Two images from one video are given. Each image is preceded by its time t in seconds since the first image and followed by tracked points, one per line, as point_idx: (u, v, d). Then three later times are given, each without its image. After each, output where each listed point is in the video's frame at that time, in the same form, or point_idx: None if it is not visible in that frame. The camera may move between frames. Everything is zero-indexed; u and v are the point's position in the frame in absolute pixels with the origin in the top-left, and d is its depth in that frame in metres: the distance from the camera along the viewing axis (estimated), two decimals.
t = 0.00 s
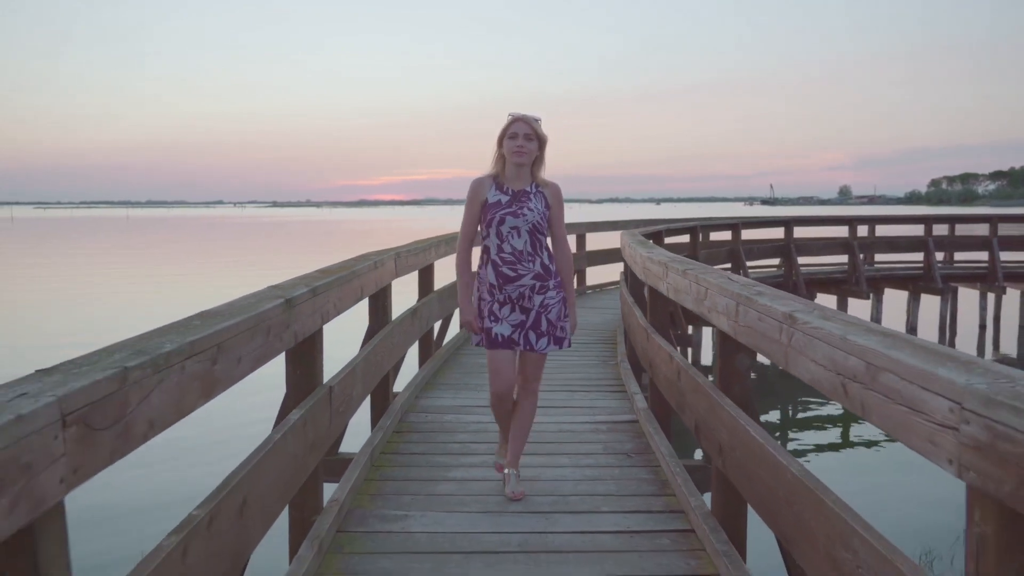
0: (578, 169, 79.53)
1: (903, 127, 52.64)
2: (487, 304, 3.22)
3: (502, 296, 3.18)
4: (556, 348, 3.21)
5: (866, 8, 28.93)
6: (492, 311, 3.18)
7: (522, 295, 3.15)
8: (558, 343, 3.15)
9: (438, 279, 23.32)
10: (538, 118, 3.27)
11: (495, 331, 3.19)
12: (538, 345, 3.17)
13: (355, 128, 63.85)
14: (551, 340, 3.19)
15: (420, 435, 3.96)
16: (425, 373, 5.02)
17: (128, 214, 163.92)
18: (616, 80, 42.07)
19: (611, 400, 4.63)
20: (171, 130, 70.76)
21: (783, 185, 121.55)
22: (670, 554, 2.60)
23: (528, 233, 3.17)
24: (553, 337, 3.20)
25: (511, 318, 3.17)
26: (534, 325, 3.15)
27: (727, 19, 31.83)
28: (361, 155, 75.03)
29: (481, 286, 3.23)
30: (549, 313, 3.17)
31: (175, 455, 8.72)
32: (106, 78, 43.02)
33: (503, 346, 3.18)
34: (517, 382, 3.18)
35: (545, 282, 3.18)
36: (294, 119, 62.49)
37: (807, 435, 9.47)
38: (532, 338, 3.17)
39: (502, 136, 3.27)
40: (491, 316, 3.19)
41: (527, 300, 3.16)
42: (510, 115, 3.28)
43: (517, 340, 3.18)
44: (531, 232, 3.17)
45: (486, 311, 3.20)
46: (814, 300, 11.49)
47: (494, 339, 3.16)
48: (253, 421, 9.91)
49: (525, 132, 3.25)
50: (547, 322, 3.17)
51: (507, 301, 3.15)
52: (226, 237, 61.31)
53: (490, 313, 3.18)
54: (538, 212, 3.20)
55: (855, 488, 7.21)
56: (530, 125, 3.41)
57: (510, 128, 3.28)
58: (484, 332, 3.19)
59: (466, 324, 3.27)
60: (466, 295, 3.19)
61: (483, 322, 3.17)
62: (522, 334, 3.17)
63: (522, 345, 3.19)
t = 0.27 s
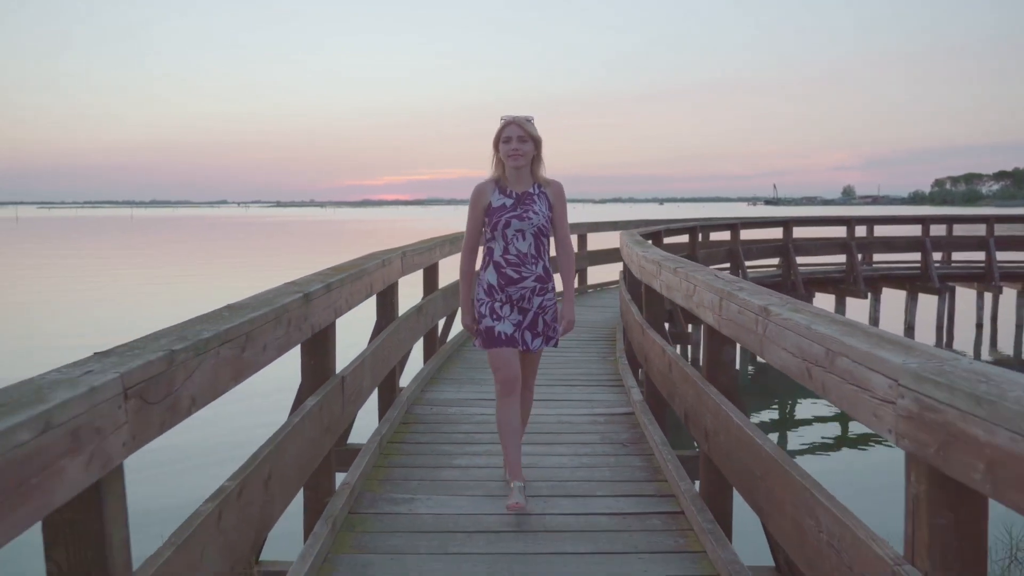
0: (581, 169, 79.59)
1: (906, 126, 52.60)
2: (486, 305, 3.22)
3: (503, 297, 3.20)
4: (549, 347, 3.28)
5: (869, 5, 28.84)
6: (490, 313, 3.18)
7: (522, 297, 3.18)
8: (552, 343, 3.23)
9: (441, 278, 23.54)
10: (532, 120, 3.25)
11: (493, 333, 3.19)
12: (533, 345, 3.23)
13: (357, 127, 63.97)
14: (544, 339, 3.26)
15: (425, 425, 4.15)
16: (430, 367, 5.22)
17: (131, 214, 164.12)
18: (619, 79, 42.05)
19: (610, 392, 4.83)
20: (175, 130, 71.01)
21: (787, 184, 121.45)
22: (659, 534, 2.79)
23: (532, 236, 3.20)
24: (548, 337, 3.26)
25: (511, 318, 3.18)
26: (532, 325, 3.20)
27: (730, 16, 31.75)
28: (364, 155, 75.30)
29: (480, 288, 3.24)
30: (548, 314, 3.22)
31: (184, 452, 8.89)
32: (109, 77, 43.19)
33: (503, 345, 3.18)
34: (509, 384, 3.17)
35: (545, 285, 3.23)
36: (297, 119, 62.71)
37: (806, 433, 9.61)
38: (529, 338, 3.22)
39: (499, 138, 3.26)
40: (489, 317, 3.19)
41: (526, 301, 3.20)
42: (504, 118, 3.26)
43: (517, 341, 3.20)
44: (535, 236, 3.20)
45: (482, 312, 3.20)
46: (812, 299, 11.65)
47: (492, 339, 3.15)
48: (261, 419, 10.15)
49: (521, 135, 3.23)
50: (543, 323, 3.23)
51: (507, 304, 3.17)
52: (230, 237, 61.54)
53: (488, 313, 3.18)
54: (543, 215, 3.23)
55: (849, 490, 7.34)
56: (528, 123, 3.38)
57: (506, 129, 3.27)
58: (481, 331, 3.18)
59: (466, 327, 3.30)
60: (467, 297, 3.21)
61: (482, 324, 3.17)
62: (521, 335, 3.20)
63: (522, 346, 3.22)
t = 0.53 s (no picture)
0: (583, 169, 79.66)
1: (907, 125, 52.60)
2: (490, 308, 3.25)
3: (507, 300, 3.22)
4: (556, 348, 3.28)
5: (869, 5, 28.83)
6: (494, 317, 3.21)
7: (526, 299, 3.19)
8: (557, 344, 3.24)
9: (444, 278, 23.70)
10: (526, 123, 3.27)
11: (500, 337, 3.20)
12: (538, 347, 3.25)
13: (359, 127, 64.07)
14: (549, 340, 3.27)
15: (432, 418, 4.34)
16: (435, 363, 5.40)
17: (133, 213, 164.29)
18: (620, 78, 41.99)
19: (609, 388, 5.02)
20: (178, 130, 71.19)
21: (790, 184, 121.32)
22: (652, 519, 2.96)
23: (536, 237, 3.23)
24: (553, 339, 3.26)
25: (515, 322, 3.21)
26: (536, 326, 3.22)
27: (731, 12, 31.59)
28: (367, 155, 75.46)
29: (485, 291, 3.28)
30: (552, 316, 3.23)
31: (194, 450, 9.05)
32: (111, 78, 43.30)
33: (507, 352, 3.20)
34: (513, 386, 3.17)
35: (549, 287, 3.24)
36: (300, 120, 62.85)
37: (806, 432, 9.74)
38: (534, 339, 3.24)
39: (496, 142, 3.29)
40: (493, 321, 3.22)
41: (530, 303, 3.21)
42: (499, 123, 3.29)
43: (522, 343, 3.22)
44: (539, 236, 3.22)
45: (485, 317, 3.25)
46: (810, 299, 11.79)
47: (496, 344, 3.17)
48: (269, 417, 10.33)
49: (516, 139, 3.25)
50: (548, 324, 3.24)
51: (510, 307, 3.19)
52: (233, 237, 61.73)
53: (493, 318, 3.22)
54: (546, 215, 3.25)
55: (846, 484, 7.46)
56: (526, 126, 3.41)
57: (502, 134, 3.30)
58: (485, 337, 3.21)
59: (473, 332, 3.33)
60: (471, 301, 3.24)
61: (485, 329, 3.20)
62: (524, 337, 3.23)
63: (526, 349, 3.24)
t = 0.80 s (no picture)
0: (583, 169, 79.78)
1: (908, 125, 52.67)
2: (492, 312, 3.31)
3: (507, 304, 3.27)
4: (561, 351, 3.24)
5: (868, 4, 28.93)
6: (495, 320, 3.27)
7: (524, 302, 3.23)
8: (560, 345, 3.18)
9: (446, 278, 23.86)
10: (529, 127, 3.31)
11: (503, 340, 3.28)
12: (541, 347, 3.20)
13: (361, 127, 64.20)
14: (554, 342, 3.22)
15: (436, 412, 4.52)
16: (439, 360, 5.60)
17: (137, 214, 164.74)
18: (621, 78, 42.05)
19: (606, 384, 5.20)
20: (180, 130, 71.37)
21: (791, 184, 121.35)
22: (646, 504, 3.15)
23: (534, 241, 3.25)
24: (556, 341, 3.23)
25: (516, 324, 3.24)
26: (538, 328, 3.20)
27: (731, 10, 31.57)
28: (369, 155, 75.65)
29: (485, 296, 3.34)
30: (553, 318, 3.21)
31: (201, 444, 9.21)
32: (113, 77, 43.44)
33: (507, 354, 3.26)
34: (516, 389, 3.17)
35: (548, 289, 3.24)
36: (302, 120, 63.03)
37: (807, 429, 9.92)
38: (535, 342, 3.22)
39: (496, 149, 3.37)
40: (495, 325, 3.28)
41: (529, 307, 3.23)
42: (501, 128, 3.35)
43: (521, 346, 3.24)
44: (536, 241, 3.24)
45: (488, 322, 3.30)
46: (808, 298, 11.97)
47: (497, 346, 3.26)
48: (274, 415, 10.49)
49: (518, 143, 3.30)
50: (550, 326, 3.21)
51: (509, 310, 3.23)
52: (235, 237, 61.92)
53: (493, 322, 3.28)
54: (545, 220, 3.27)
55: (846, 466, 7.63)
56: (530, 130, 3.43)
57: (503, 139, 3.36)
58: (487, 340, 3.30)
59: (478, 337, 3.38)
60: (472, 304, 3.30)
61: (486, 334, 3.28)
62: (526, 339, 3.23)
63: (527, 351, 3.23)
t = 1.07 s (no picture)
0: (584, 169, 79.88)
1: (908, 125, 52.72)
2: (492, 318, 3.32)
3: (504, 311, 3.27)
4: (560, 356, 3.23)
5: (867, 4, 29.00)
6: (495, 327, 3.28)
7: (521, 309, 3.23)
8: (558, 352, 3.17)
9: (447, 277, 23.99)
10: (528, 131, 3.25)
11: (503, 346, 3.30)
12: (541, 355, 3.19)
13: (361, 127, 64.29)
14: (553, 348, 3.21)
15: (440, 404, 4.71)
16: (442, 355, 5.78)
17: (138, 214, 164.91)
18: (622, 78, 42.04)
19: (604, 378, 5.38)
20: (181, 130, 71.49)
21: (792, 184, 121.38)
22: (638, 487, 3.34)
23: (526, 248, 3.24)
24: (555, 346, 3.22)
25: (516, 330, 3.24)
26: (537, 335, 3.19)
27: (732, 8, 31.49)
28: (370, 155, 75.78)
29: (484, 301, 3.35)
30: (550, 323, 3.21)
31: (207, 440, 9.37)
32: (114, 77, 43.53)
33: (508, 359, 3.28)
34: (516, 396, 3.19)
35: (543, 295, 3.23)
36: (304, 120, 63.16)
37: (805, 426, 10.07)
38: (534, 348, 3.20)
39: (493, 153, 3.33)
40: (496, 331, 3.29)
41: (526, 313, 3.22)
42: (499, 132, 3.30)
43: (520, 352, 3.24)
44: (527, 247, 3.23)
45: (488, 328, 3.32)
46: (805, 297, 12.12)
47: (498, 353, 3.29)
48: (278, 413, 10.66)
49: (516, 148, 3.24)
50: (548, 333, 3.20)
51: (506, 318, 3.24)
52: (237, 237, 62.08)
53: (493, 328, 3.28)
54: (535, 226, 3.24)
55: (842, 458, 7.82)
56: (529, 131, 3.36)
57: (500, 143, 3.32)
58: (489, 346, 3.33)
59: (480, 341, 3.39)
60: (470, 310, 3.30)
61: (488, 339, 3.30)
62: (526, 347, 3.22)
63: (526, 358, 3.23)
